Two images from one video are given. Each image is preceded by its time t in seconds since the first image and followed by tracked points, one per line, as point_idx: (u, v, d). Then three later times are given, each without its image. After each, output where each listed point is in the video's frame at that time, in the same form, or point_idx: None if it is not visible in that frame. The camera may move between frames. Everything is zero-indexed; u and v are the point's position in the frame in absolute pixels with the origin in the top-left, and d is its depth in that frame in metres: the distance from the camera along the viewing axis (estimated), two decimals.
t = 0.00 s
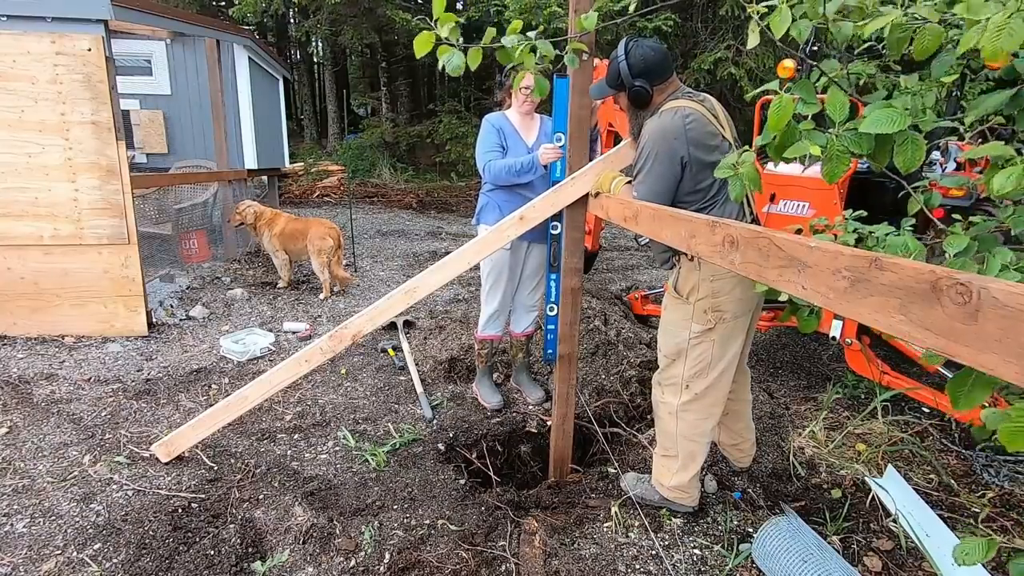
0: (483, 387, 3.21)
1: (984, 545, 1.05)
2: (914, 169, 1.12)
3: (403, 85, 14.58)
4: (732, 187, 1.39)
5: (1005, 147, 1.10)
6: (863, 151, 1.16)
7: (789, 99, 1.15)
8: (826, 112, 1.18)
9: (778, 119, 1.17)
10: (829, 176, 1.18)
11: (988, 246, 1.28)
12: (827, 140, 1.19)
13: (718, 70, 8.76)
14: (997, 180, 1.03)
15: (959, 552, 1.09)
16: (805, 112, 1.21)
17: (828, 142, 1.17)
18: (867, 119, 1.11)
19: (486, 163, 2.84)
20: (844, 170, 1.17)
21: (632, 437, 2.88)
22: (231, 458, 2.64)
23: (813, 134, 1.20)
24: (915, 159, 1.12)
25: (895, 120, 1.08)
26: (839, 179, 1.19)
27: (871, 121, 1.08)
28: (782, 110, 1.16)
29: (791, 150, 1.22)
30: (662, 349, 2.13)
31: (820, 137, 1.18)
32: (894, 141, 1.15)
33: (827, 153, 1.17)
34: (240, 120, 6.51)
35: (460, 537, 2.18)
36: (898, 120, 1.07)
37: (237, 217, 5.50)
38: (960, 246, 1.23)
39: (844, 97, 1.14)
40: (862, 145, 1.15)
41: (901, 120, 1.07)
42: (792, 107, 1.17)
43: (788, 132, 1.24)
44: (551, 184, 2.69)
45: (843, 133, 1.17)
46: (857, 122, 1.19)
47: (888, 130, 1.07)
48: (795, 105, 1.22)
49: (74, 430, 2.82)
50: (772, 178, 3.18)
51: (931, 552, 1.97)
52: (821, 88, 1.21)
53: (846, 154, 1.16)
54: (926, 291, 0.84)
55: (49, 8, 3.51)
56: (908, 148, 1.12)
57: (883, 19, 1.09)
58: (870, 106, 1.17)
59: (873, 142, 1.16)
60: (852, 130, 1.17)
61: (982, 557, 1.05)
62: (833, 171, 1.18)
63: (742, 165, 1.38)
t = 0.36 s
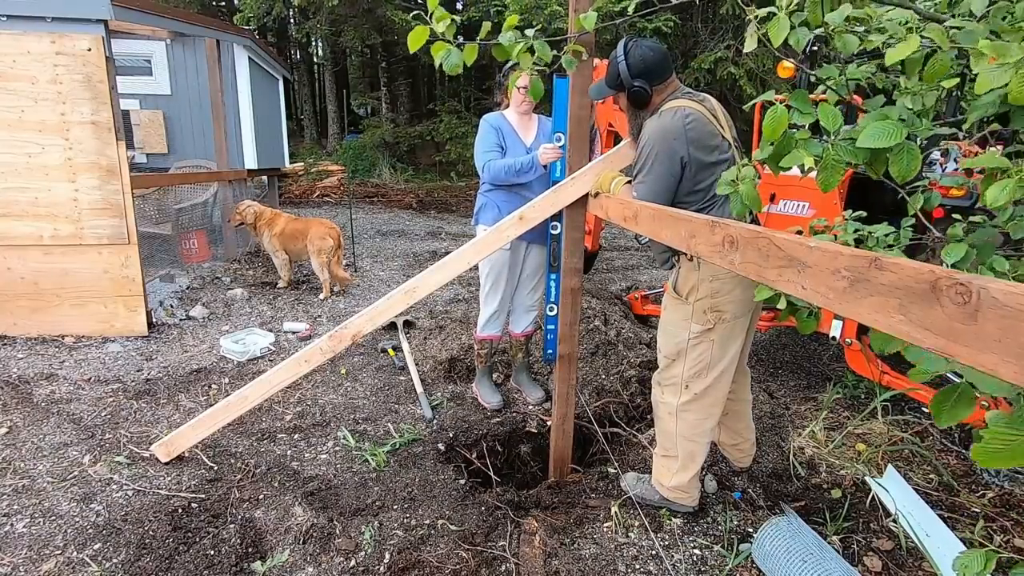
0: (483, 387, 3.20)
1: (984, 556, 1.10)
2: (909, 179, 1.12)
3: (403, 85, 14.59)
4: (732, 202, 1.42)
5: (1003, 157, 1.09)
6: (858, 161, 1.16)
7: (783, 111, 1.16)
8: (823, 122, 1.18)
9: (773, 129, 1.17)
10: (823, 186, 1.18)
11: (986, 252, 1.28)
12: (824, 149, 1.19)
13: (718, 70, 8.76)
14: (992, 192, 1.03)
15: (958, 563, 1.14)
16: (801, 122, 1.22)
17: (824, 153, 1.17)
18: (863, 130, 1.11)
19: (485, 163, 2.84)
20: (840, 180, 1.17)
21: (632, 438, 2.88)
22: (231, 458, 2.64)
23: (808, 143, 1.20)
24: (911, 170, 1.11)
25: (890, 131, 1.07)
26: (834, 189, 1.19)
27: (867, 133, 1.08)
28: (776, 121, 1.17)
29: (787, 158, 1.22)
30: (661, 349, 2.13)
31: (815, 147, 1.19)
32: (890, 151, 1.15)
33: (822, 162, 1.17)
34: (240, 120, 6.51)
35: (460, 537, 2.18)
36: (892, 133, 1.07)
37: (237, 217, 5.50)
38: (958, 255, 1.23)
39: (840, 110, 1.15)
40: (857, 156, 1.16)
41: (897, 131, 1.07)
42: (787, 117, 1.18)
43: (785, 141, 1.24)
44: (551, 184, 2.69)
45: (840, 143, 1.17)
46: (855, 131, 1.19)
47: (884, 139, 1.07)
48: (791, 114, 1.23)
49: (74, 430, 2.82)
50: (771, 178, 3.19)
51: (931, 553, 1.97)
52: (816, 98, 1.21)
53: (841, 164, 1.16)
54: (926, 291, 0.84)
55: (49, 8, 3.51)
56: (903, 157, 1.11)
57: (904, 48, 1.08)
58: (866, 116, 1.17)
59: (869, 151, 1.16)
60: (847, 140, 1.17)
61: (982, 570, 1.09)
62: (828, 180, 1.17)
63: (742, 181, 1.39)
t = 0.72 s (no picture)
0: (483, 387, 3.20)
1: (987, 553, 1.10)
2: (908, 175, 1.13)
3: (403, 85, 14.58)
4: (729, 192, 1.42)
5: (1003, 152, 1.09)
6: (858, 157, 1.18)
7: (787, 105, 1.17)
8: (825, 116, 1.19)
9: (775, 125, 1.18)
10: (824, 181, 1.19)
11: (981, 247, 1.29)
12: (825, 144, 1.20)
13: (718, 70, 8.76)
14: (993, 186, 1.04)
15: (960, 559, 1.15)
16: (802, 117, 1.22)
17: (825, 148, 1.18)
18: (864, 126, 1.12)
19: (481, 163, 2.85)
20: (841, 176, 1.18)
21: (632, 438, 2.88)
22: (231, 458, 2.64)
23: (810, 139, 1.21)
24: (910, 167, 1.12)
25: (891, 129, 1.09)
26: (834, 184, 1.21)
27: (868, 130, 1.10)
28: (779, 115, 1.17)
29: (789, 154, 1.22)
30: (661, 349, 2.13)
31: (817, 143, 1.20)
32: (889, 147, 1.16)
33: (823, 158, 1.18)
34: (240, 120, 6.51)
35: (460, 537, 2.18)
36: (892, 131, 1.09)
37: (237, 217, 5.50)
38: (952, 248, 1.23)
39: (844, 105, 1.16)
40: (857, 152, 1.17)
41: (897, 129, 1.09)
42: (790, 112, 1.18)
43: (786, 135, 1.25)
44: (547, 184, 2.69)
45: (840, 139, 1.18)
46: (856, 127, 1.20)
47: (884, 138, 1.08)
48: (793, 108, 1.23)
49: (74, 430, 2.82)
50: (771, 178, 3.19)
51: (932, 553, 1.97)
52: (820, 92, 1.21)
53: (842, 160, 1.17)
54: (921, 292, 0.84)
55: (49, 8, 3.51)
56: (902, 154, 1.12)
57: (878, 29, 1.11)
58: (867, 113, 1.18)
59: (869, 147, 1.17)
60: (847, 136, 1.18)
61: (985, 567, 1.09)
62: (830, 175, 1.19)
63: (741, 171, 1.39)
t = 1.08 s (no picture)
0: (483, 387, 3.20)
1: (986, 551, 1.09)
2: (911, 166, 1.12)
3: (403, 84, 14.59)
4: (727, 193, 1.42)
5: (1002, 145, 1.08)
6: (860, 151, 1.17)
7: (783, 103, 1.16)
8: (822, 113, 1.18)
9: (774, 122, 1.16)
10: (826, 178, 1.17)
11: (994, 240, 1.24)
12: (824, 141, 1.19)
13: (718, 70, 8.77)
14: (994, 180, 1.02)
15: (959, 559, 1.14)
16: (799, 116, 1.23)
17: (825, 145, 1.17)
18: (862, 120, 1.12)
19: (479, 163, 2.85)
20: (844, 170, 1.16)
21: (632, 437, 2.88)
22: (231, 458, 2.64)
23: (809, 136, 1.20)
24: (913, 157, 1.11)
25: (890, 119, 1.08)
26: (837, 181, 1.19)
27: (865, 122, 1.09)
28: (777, 113, 1.16)
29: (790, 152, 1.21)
30: (661, 349, 2.12)
31: (816, 140, 1.19)
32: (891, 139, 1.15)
33: (824, 154, 1.17)
34: (240, 121, 6.51)
35: (460, 537, 2.18)
36: (892, 119, 1.08)
37: (237, 217, 5.50)
38: (968, 238, 1.19)
39: (839, 101, 1.15)
40: (858, 146, 1.16)
41: (896, 118, 1.08)
42: (788, 109, 1.17)
43: (785, 135, 1.25)
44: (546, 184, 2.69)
45: (840, 134, 1.17)
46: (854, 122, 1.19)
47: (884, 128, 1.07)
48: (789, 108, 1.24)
49: (74, 430, 2.82)
50: (771, 178, 3.18)
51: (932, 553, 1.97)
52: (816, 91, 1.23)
53: (843, 155, 1.16)
54: (920, 291, 0.84)
55: (49, 8, 3.51)
56: (905, 145, 1.11)
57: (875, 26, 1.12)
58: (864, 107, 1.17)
59: (870, 140, 1.16)
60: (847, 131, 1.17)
61: (984, 565, 1.09)
62: (832, 170, 1.17)
63: (739, 174, 1.39)
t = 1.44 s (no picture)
0: (483, 387, 3.20)
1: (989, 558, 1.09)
2: (910, 168, 1.11)
3: (403, 84, 14.58)
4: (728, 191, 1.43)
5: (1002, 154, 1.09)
6: (858, 154, 1.17)
7: (778, 108, 1.17)
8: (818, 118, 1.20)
9: (770, 127, 1.18)
10: (824, 181, 1.19)
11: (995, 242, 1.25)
12: (823, 145, 1.20)
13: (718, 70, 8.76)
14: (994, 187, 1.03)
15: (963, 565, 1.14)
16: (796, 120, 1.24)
17: (823, 150, 1.18)
18: (859, 124, 1.12)
19: (479, 163, 2.85)
20: (841, 175, 1.17)
21: (632, 437, 2.88)
22: (231, 458, 2.64)
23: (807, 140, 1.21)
24: (910, 160, 1.10)
25: (885, 124, 1.08)
26: (836, 184, 1.20)
27: (863, 127, 1.10)
28: (772, 119, 1.18)
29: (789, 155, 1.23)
30: (660, 349, 2.12)
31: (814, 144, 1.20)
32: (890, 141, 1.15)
33: (822, 158, 1.18)
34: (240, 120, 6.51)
35: (460, 537, 2.19)
36: (888, 124, 1.09)
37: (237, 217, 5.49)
38: (968, 241, 1.18)
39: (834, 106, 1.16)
40: (856, 149, 1.17)
41: (891, 123, 1.08)
42: (784, 115, 1.19)
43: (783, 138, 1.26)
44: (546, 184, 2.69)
45: (838, 137, 1.18)
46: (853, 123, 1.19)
47: (880, 133, 1.08)
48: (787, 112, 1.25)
49: (74, 430, 2.82)
50: (771, 178, 3.18)
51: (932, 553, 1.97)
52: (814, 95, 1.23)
53: (841, 159, 1.17)
54: (920, 292, 0.84)
55: (49, 8, 3.51)
56: (902, 149, 1.11)
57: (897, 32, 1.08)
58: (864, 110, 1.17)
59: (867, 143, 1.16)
60: (845, 134, 1.18)
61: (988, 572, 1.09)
62: (830, 175, 1.18)
63: (739, 171, 1.39)
